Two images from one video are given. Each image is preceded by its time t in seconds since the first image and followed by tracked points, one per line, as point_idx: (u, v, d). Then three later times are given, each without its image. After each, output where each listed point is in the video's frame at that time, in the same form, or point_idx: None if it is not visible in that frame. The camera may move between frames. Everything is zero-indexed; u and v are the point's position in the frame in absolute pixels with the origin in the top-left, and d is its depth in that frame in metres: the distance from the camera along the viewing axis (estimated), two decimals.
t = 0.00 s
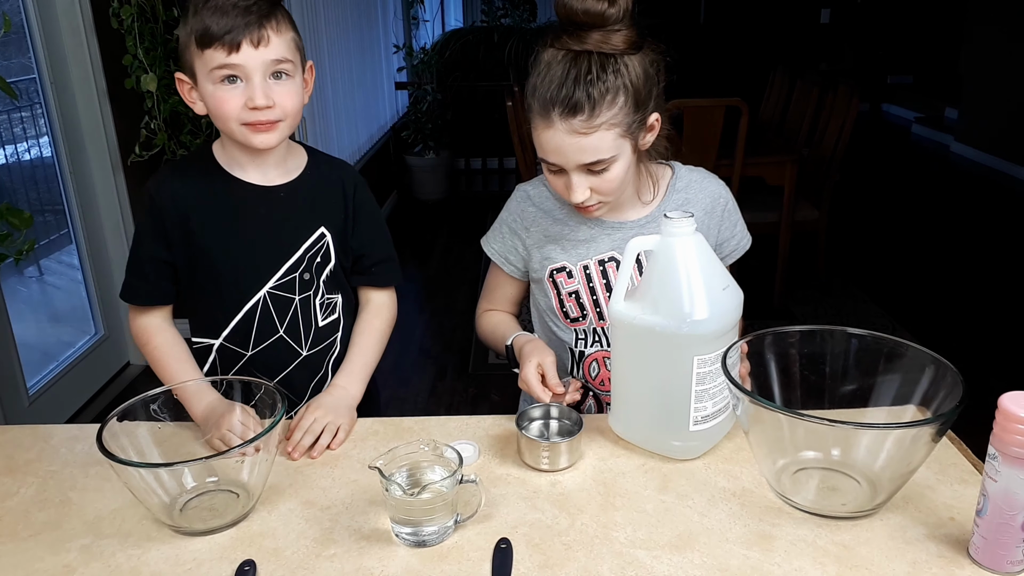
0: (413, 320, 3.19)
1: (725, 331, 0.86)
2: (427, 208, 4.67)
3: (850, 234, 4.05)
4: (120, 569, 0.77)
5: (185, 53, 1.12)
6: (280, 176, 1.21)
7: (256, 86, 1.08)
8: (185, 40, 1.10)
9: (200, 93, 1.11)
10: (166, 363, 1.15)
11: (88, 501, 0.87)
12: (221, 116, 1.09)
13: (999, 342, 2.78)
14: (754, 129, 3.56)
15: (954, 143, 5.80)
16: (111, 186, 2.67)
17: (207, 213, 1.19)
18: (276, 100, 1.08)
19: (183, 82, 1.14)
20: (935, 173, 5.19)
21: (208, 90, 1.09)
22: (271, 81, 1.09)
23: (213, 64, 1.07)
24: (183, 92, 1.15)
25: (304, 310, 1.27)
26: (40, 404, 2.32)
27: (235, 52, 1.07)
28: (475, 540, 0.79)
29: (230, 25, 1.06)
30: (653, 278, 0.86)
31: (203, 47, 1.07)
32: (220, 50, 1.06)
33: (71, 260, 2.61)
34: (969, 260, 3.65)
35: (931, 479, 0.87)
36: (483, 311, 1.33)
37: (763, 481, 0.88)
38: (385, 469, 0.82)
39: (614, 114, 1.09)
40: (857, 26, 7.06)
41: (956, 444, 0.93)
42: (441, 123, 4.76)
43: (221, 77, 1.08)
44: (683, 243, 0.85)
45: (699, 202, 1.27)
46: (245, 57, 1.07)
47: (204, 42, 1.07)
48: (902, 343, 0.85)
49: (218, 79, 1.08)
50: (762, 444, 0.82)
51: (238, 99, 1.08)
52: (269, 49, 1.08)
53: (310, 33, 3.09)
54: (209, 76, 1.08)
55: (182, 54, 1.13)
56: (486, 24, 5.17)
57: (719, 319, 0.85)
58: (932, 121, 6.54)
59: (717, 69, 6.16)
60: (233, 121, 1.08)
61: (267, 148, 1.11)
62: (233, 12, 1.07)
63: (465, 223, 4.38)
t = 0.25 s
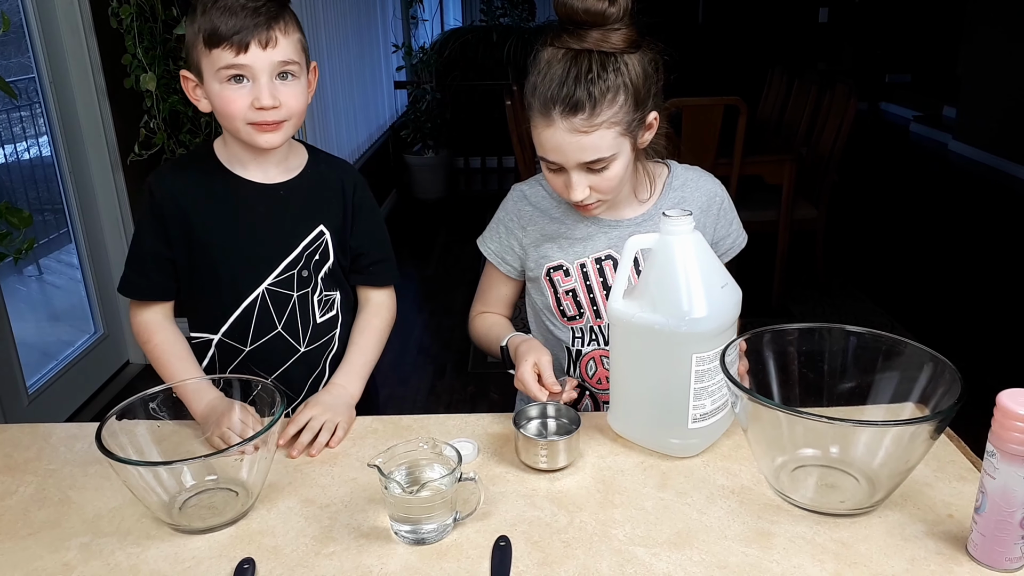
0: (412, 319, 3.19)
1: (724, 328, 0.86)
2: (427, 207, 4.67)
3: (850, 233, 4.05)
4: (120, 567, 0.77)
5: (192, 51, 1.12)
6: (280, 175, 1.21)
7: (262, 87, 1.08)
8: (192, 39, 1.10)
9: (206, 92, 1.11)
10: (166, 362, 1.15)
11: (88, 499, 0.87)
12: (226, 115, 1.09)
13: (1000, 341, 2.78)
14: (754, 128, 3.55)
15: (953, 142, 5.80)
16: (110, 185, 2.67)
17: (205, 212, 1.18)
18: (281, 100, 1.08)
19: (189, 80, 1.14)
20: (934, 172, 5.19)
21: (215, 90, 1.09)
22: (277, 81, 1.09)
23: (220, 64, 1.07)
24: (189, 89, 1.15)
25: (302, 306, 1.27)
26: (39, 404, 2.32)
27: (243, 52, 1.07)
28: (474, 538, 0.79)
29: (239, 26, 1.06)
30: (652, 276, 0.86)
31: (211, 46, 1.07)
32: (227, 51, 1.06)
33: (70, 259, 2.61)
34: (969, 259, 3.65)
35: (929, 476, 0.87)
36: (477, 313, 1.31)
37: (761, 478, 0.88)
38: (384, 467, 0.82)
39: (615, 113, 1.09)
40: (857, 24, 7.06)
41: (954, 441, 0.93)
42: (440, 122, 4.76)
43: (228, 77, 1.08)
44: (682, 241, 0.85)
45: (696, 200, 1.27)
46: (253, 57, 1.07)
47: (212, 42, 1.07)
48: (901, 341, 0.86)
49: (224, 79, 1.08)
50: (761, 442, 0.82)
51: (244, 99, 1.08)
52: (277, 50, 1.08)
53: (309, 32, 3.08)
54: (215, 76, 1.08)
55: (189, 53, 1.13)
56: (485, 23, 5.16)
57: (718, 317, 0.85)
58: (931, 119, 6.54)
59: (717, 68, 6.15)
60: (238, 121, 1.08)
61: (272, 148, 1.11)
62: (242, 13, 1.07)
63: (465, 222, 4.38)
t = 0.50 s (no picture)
0: (413, 319, 3.19)
1: (723, 327, 0.86)
2: (427, 207, 4.67)
3: (850, 232, 4.05)
4: (120, 566, 0.77)
5: (194, 51, 1.12)
6: (280, 175, 1.22)
7: (263, 87, 1.08)
8: (194, 38, 1.10)
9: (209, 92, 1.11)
10: (165, 361, 1.14)
11: (88, 498, 0.88)
12: (227, 116, 1.09)
13: (1000, 339, 2.78)
14: (754, 128, 3.56)
15: (953, 141, 5.80)
16: (110, 185, 2.67)
17: (205, 212, 1.18)
18: (283, 100, 1.08)
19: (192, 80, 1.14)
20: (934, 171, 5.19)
21: (217, 90, 1.09)
22: (279, 82, 1.09)
23: (222, 64, 1.07)
24: (191, 89, 1.15)
25: (301, 305, 1.27)
26: (39, 403, 2.32)
27: (244, 52, 1.07)
28: (475, 537, 0.79)
29: (241, 26, 1.06)
30: (652, 276, 0.86)
31: (212, 46, 1.07)
32: (229, 52, 1.06)
33: (70, 259, 2.60)
34: (969, 258, 3.65)
35: (929, 475, 0.87)
36: (470, 316, 1.30)
37: (762, 477, 0.88)
38: (383, 467, 0.82)
39: (617, 111, 1.09)
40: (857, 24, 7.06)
41: (954, 440, 0.93)
42: (440, 121, 4.76)
43: (229, 77, 1.08)
44: (681, 240, 0.85)
45: (693, 199, 1.28)
46: (254, 57, 1.07)
47: (213, 42, 1.07)
48: (900, 340, 0.86)
49: (226, 79, 1.08)
50: (761, 441, 0.82)
51: (245, 99, 1.08)
52: (278, 50, 1.09)
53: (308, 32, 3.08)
54: (218, 77, 1.08)
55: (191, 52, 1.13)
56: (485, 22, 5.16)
57: (717, 316, 0.85)
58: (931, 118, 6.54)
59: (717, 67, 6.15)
60: (239, 121, 1.09)
61: (273, 148, 1.11)
62: (244, 13, 1.07)
63: (465, 221, 4.38)
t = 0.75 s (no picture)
0: (413, 320, 3.19)
1: (723, 329, 0.86)
2: (427, 208, 4.67)
3: (851, 234, 4.05)
4: (118, 567, 0.77)
5: (199, 54, 1.11)
6: (276, 176, 1.21)
7: (277, 98, 1.07)
8: (203, 42, 1.09)
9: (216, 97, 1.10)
10: (163, 365, 1.14)
11: (87, 498, 0.88)
12: (237, 123, 1.09)
13: (1001, 341, 2.78)
14: (754, 129, 3.56)
15: (954, 143, 5.80)
16: (111, 185, 2.67)
17: (204, 212, 1.18)
18: (295, 112, 1.09)
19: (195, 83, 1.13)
20: (935, 173, 5.19)
21: (228, 98, 1.08)
22: (291, 95, 1.09)
23: (237, 74, 1.06)
24: (192, 90, 1.14)
25: (304, 304, 1.28)
26: (39, 404, 2.32)
27: (262, 65, 1.06)
28: (474, 538, 0.79)
29: (259, 39, 1.06)
30: (652, 278, 0.86)
31: (228, 56, 1.06)
32: (247, 65, 1.06)
33: (70, 259, 2.60)
34: (969, 260, 3.65)
35: (928, 477, 0.87)
36: (465, 319, 1.26)
37: (761, 479, 0.88)
38: (382, 467, 0.82)
39: (620, 111, 1.09)
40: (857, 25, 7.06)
41: (953, 443, 0.93)
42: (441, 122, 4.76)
43: (243, 88, 1.07)
44: (681, 241, 0.85)
45: (691, 201, 1.28)
46: (272, 71, 1.07)
47: (229, 51, 1.06)
48: (899, 341, 0.86)
49: (240, 90, 1.07)
50: (760, 443, 0.82)
51: (259, 109, 1.07)
52: (294, 64, 1.08)
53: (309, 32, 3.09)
54: (230, 86, 1.07)
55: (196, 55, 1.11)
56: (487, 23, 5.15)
57: (717, 317, 0.85)
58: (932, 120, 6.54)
59: (718, 69, 6.15)
60: (250, 130, 1.08)
61: (281, 156, 1.11)
62: (262, 26, 1.07)
63: (465, 222, 4.38)
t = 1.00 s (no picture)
0: (414, 320, 3.19)
1: (724, 331, 0.86)
2: (428, 209, 4.67)
3: (851, 236, 4.06)
4: (118, 566, 0.77)
5: (224, 54, 1.10)
6: (289, 175, 1.22)
7: (306, 102, 1.07)
8: (229, 43, 1.08)
9: (241, 98, 1.09)
10: (168, 361, 1.14)
11: (88, 497, 0.88)
12: (263, 124, 1.08)
13: (1001, 344, 2.78)
14: (756, 131, 3.56)
15: (955, 146, 5.81)
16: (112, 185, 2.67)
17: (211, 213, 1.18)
18: (320, 115, 1.09)
19: (217, 82, 1.12)
20: (936, 176, 5.20)
21: (256, 100, 1.07)
22: (318, 99, 1.09)
23: (267, 77, 1.06)
24: (212, 89, 1.13)
25: (313, 304, 1.28)
26: (40, 402, 2.32)
27: (293, 69, 1.06)
28: (474, 539, 0.79)
29: (293, 44, 1.06)
30: (654, 279, 0.86)
31: (260, 59, 1.06)
32: (279, 67, 1.06)
33: (71, 258, 2.60)
34: (970, 263, 3.65)
35: (929, 480, 0.87)
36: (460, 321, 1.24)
37: (762, 481, 0.88)
38: (383, 468, 0.82)
39: (627, 113, 1.09)
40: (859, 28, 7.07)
41: (954, 446, 0.93)
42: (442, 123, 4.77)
43: (272, 91, 1.07)
44: (682, 243, 0.85)
45: (692, 205, 1.28)
46: (303, 75, 1.06)
47: (260, 54, 1.06)
48: (901, 345, 0.86)
49: (269, 92, 1.07)
50: (761, 446, 0.82)
51: (286, 112, 1.07)
52: (323, 69, 1.09)
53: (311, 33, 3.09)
54: (258, 88, 1.07)
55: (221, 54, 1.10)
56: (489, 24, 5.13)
57: (719, 319, 0.85)
58: (933, 123, 6.55)
59: (719, 71, 6.16)
60: (276, 131, 1.08)
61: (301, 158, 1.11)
62: (295, 30, 1.07)
63: (466, 223, 4.39)
